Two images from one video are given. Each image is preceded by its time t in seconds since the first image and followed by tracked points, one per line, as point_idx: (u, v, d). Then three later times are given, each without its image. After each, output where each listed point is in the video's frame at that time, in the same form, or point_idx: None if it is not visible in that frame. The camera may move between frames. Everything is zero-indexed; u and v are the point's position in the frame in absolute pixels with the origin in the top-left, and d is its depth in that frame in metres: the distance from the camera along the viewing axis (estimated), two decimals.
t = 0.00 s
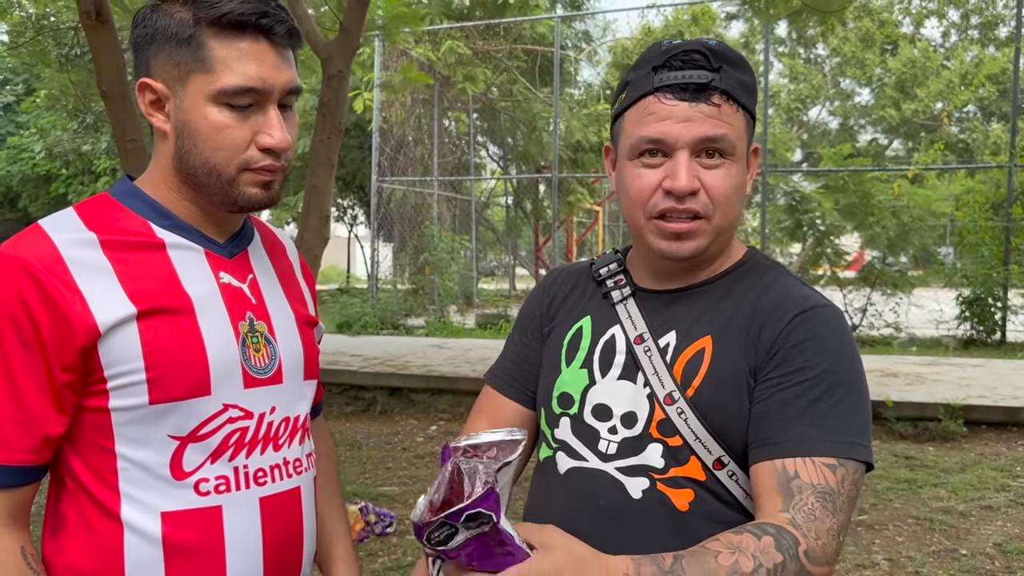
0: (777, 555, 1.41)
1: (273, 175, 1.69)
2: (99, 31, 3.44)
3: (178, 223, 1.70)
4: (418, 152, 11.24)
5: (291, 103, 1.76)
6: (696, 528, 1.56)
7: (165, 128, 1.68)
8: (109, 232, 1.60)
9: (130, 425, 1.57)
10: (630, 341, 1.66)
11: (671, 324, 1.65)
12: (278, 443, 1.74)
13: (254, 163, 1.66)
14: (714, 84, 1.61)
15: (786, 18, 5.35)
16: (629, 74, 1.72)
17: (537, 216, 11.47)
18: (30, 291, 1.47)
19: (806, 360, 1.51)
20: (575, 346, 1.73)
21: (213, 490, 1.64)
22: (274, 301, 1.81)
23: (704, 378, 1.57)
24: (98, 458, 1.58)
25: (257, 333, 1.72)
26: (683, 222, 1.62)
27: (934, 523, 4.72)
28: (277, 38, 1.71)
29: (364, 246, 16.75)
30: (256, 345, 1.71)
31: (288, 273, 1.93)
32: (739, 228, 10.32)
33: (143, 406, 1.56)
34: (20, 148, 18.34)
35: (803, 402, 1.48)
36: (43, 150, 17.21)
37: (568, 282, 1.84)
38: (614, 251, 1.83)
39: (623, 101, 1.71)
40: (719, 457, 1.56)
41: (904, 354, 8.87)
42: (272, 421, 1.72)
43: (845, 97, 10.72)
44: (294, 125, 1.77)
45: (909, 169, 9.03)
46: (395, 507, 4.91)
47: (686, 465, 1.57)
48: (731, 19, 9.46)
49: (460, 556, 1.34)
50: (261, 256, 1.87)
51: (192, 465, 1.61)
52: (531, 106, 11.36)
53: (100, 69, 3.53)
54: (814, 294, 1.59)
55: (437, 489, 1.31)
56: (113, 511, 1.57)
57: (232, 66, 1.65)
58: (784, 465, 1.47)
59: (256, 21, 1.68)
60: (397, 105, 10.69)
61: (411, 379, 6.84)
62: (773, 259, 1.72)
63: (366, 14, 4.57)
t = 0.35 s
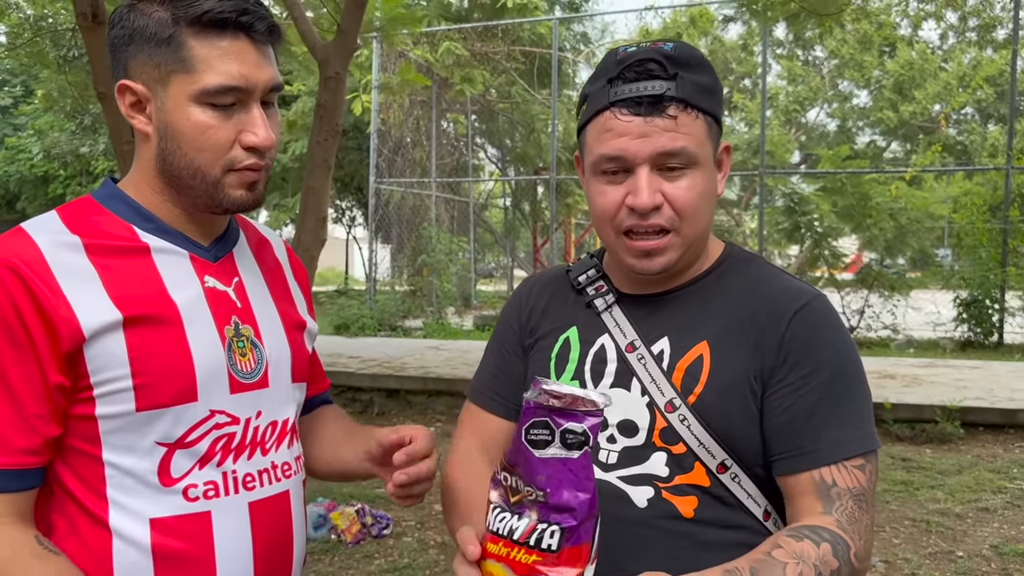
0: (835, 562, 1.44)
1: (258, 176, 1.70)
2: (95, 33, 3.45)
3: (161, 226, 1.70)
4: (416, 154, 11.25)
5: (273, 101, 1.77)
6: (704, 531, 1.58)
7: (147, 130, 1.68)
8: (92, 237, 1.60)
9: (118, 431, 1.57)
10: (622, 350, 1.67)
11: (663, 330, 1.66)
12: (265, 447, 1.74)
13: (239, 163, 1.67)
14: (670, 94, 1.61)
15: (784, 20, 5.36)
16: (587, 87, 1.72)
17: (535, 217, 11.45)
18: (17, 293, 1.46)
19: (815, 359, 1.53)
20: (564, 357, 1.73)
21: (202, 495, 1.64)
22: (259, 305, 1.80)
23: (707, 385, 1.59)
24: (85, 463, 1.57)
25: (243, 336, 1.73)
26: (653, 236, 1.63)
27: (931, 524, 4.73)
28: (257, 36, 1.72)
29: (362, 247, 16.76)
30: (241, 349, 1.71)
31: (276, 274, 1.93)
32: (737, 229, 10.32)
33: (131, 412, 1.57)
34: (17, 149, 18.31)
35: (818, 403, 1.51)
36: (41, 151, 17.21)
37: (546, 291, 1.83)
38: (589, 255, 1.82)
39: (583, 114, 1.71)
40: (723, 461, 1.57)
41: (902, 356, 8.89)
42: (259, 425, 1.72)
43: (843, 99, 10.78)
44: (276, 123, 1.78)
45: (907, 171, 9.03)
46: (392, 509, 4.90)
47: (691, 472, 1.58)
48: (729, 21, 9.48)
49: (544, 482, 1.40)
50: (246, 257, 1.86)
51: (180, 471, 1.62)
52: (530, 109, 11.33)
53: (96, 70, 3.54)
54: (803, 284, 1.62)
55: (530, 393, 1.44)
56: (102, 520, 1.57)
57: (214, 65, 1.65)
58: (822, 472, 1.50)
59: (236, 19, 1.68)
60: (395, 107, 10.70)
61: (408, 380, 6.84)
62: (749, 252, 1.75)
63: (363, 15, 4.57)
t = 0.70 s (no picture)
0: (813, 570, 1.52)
1: (233, 173, 1.71)
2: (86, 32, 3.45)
3: (138, 228, 1.71)
4: (413, 156, 11.25)
5: (245, 100, 1.76)
6: (703, 535, 1.60)
7: (120, 132, 1.68)
8: (83, 240, 1.62)
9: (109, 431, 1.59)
10: (608, 358, 1.67)
11: (648, 336, 1.67)
12: (246, 447, 1.76)
13: (214, 162, 1.68)
14: (632, 125, 1.58)
15: (780, 22, 5.38)
16: (552, 107, 1.70)
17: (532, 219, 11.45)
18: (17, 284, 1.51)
19: (799, 361, 1.56)
20: (550, 368, 1.72)
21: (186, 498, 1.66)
22: (239, 305, 1.81)
23: (697, 389, 1.60)
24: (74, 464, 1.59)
25: (221, 337, 1.74)
26: (623, 263, 1.63)
27: (926, 526, 4.73)
28: (229, 35, 1.71)
29: (359, 249, 16.76)
30: (220, 351, 1.72)
31: (259, 269, 1.92)
32: (734, 231, 10.32)
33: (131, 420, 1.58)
34: (15, 150, 18.34)
35: (803, 403, 1.55)
36: (38, 152, 17.25)
37: (522, 297, 1.81)
38: (565, 257, 1.81)
39: (550, 136, 1.69)
40: (715, 465, 1.59)
41: (898, 357, 8.91)
42: (240, 425, 1.74)
43: (839, 101, 10.86)
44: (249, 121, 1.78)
45: (903, 173, 9.04)
46: (388, 511, 4.90)
47: (686, 479, 1.60)
48: (725, 23, 9.50)
49: (594, 535, 1.48)
50: (225, 256, 1.85)
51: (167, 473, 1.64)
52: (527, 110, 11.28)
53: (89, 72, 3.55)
54: (782, 282, 1.65)
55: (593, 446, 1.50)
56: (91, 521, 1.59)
57: (188, 64, 1.65)
58: (806, 475, 1.55)
59: (208, 19, 1.68)
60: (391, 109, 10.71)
61: (405, 382, 6.83)
62: (724, 249, 1.76)
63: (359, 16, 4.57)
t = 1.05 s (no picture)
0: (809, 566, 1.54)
1: (233, 173, 1.72)
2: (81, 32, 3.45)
3: (133, 229, 1.71)
4: (410, 156, 11.25)
5: (246, 99, 1.77)
6: (697, 534, 1.60)
7: (118, 132, 1.68)
8: (78, 245, 1.63)
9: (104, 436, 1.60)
10: (600, 359, 1.66)
11: (641, 337, 1.66)
12: (243, 450, 1.77)
13: (215, 161, 1.68)
14: (625, 137, 1.56)
15: (776, 25, 5.40)
16: (542, 111, 1.67)
17: (529, 219, 11.44)
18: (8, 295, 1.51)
19: (792, 361, 1.57)
20: (542, 369, 1.70)
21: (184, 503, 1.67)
22: (233, 305, 1.81)
23: (692, 392, 1.61)
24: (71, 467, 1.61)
25: (217, 340, 1.74)
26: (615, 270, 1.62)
27: (921, 525, 4.74)
28: (230, 36, 1.72)
29: (356, 249, 16.75)
30: (216, 354, 1.73)
31: (250, 267, 1.91)
32: (730, 231, 10.31)
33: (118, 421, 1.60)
34: (10, 151, 18.29)
35: (798, 404, 1.57)
36: (33, 153, 17.25)
37: (509, 292, 1.78)
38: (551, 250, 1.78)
39: (539, 141, 1.66)
40: (709, 464, 1.60)
41: (894, 357, 8.93)
42: (236, 429, 1.75)
43: (835, 101, 10.91)
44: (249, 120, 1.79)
45: (899, 173, 9.05)
46: (384, 511, 4.91)
47: (681, 480, 1.61)
48: (721, 23, 9.51)
49: (616, 520, 1.47)
50: (219, 256, 1.86)
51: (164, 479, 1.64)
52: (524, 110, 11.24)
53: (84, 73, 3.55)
54: (773, 281, 1.65)
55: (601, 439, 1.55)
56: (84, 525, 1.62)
57: (191, 65, 1.66)
58: (801, 473, 1.57)
59: (212, 20, 1.68)
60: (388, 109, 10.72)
61: (402, 382, 6.84)
62: (711, 245, 1.76)
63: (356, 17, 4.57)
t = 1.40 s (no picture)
0: (806, 546, 1.54)
1: (230, 160, 1.72)
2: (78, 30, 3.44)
3: (125, 228, 1.67)
4: (407, 151, 11.25)
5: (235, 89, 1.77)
6: (690, 524, 1.59)
7: (110, 129, 1.65)
8: (66, 249, 1.56)
9: (95, 440, 1.56)
10: (593, 352, 1.64)
11: (633, 329, 1.65)
12: (243, 448, 1.77)
13: (211, 151, 1.68)
14: (614, 133, 1.53)
15: (773, 19, 5.41)
16: (530, 107, 1.64)
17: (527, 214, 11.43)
18: None
19: (782, 350, 1.57)
20: (535, 363, 1.67)
21: (183, 502, 1.65)
22: (228, 303, 1.80)
23: (684, 383, 1.59)
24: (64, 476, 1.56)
25: (214, 336, 1.73)
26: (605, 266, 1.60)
27: (917, 518, 4.76)
28: (215, 22, 1.73)
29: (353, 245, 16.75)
30: (214, 351, 1.71)
31: (236, 269, 1.91)
32: (727, 226, 10.30)
33: (111, 419, 1.56)
34: (6, 147, 18.23)
35: (787, 392, 1.56)
36: (29, 149, 17.21)
37: (500, 288, 1.75)
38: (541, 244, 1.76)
39: (527, 138, 1.63)
40: (701, 455, 1.59)
41: (891, 351, 8.95)
42: (236, 426, 1.74)
43: (832, 96, 10.94)
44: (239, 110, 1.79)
45: (896, 167, 9.05)
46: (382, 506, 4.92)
47: (675, 471, 1.59)
48: (719, 17, 9.49)
49: (587, 465, 1.43)
50: (209, 255, 1.85)
51: (161, 479, 1.62)
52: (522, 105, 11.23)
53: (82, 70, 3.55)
54: (761, 270, 1.64)
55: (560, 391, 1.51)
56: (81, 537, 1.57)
57: (182, 56, 1.65)
58: (794, 459, 1.57)
59: (199, 9, 1.69)
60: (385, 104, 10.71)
61: (400, 377, 6.85)
62: (699, 237, 1.75)
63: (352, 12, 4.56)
